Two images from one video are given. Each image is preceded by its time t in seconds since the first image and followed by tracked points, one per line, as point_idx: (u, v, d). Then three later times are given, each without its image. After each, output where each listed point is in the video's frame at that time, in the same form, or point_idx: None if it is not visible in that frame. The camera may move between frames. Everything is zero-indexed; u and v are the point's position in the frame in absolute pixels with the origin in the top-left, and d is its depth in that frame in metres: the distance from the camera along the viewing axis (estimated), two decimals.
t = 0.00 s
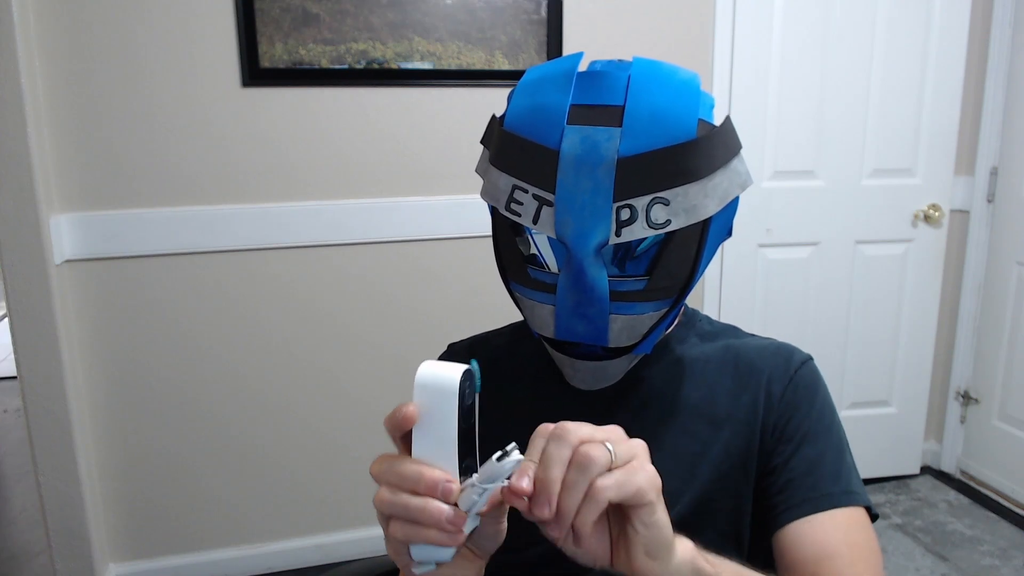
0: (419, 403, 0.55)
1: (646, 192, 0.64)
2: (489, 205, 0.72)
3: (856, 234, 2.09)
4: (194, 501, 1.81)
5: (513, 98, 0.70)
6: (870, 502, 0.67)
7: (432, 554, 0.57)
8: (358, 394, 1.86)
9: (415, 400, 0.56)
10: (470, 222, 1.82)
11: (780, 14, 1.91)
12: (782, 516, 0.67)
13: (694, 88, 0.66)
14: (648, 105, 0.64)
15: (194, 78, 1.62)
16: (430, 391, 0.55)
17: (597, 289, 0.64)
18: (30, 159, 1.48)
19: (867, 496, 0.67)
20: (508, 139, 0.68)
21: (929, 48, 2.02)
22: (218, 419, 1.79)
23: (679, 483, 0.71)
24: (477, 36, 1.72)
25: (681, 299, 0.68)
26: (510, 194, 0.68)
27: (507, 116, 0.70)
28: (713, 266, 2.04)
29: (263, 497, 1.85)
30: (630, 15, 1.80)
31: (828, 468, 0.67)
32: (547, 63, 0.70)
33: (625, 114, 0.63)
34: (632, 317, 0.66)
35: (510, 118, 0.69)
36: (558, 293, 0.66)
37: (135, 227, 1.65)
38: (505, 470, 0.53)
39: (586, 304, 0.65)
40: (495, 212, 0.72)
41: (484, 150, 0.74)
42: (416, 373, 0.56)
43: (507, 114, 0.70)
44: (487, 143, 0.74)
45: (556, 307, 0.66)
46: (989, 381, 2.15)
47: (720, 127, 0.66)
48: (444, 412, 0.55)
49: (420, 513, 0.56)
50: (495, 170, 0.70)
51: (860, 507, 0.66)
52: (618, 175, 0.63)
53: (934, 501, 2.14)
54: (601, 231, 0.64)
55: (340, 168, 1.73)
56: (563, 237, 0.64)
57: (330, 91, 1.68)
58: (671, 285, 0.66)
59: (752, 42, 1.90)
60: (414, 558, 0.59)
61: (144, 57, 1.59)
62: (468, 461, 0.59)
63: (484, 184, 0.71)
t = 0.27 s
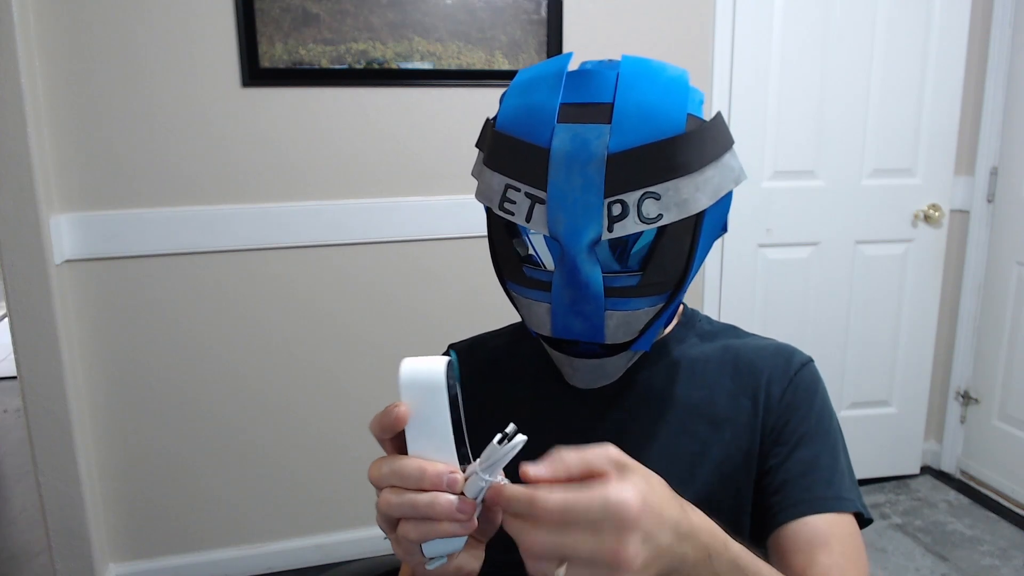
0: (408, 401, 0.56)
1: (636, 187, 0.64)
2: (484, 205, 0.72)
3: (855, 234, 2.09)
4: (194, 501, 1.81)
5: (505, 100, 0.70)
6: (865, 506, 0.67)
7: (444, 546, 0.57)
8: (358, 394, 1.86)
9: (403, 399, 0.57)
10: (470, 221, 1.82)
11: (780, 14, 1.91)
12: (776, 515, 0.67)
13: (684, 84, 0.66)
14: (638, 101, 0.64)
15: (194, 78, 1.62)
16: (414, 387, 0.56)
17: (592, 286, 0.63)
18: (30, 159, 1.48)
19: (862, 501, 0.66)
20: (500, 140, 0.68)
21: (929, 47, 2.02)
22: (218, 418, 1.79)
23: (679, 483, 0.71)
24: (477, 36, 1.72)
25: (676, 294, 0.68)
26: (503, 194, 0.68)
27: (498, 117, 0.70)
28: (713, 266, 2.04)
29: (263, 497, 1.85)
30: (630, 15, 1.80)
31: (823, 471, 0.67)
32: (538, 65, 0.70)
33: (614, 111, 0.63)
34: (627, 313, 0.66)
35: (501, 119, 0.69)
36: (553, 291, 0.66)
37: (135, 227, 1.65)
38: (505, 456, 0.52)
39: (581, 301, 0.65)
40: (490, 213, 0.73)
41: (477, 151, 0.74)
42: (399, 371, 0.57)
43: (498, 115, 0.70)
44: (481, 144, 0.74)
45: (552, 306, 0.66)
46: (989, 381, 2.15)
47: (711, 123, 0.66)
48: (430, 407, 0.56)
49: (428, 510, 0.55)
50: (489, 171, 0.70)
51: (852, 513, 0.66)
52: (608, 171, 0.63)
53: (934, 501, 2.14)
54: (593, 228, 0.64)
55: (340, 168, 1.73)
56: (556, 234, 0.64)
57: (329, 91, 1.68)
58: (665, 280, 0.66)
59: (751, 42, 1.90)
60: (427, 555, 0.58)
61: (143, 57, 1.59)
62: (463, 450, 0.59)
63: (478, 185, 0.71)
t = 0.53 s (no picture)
0: (413, 397, 0.56)
1: (640, 183, 0.63)
2: (486, 202, 0.72)
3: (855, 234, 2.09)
4: (193, 501, 1.81)
5: (508, 95, 0.70)
6: (865, 507, 0.66)
7: (443, 544, 0.57)
8: (359, 394, 1.86)
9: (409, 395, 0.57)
10: (470, 221, 1.82)
11: (780, 13, 1.91)
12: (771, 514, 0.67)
13: (687, 83, 0.66)
14: (641, 98, 0.64)
15: (193, 78, 1.62)
16: (424, 383, 0.56)
17: (594, 282, 0.64)
18: (30, 159, 1.48)
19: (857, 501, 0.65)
20: (503, 135, 0.68)
21: (929, 47, 2.02)
22: (218, 418, 1.79)
23: (678, 483, 0.71)
24: (477, 36, 1.72)
25: (678, 292, 0.67)
26: (506, 189, 0.68)
27: (501, 113, 0.70)
28: (713, 266, 2.04)
29: (263, 497, 1.85)
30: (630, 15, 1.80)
31: (819, 471, 0.66)
32: (542, 62, 0.70)
33: (618, 108, 0.63)
34: (628, 310, 0.66)
35: (504, 115, 0.69)
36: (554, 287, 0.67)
37: (135, 227, 1.64)
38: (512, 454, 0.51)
39: (583, 298, 0.65)
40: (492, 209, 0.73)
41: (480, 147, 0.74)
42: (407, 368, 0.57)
43: (502, 111, 0.70)
44: (483, 141, 0.74)
45: (553, 302, 0.67)
46: (988, 381, 2.15)
47: (714, 121, 0.66)
48: (439, 404, 0.56)
49: (427, 506, 0.55)
50: (491, 167, 0.70)
51: (850, 514, 0.65)
52: (611, 167, 0.63)
53: (934, 501, 2.14)
54: (595, 223, 0.64)
55: (340, 168, 1.73)
56: (558, 230, 0.65)
57: (329, 91, 1.68)
58: (667, 278, 0.66)
59: (751, 42, 1.90)
60: (424, 552, 0.58)
61: (143, 57, 1.59)
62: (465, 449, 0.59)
63: (480, 180, 0.71)
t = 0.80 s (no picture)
0: (411, 412, 0.55)
1: (642, 187, 0.64)
2: (486, 203, 0.72)
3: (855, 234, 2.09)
4: (193, 501, 1.81)
5: (509, 96, 0.70)
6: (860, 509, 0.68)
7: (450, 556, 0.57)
8: (359, 394, 1.86)
9: (406, 409, 0.56)
10: (470, 221, 1.82)
11: (780, 13, 1.91)
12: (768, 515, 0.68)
13: (690, 85, 0.66)
14: (644, 101, 0.64)
15: (193, 78, 1.62)
16: (420, 397, 0.55)
17: (594, 285, 0.63)
18: (30, 159, 1.48)
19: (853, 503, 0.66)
20: (504, 137, 0.68)
21: (929, 47, 2.02)
22: (218, 418, 1.79)
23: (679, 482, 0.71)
24: (477, 36, 1.72)
25: (679, 297, 0.67)
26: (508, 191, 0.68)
27: (502, 114, 0.70)
28: (713, 266, 2.04)
29: (263, 497, 1.85)
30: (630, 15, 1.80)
31: (818, 475, 0.67)
32: (544, 62, 0.70)
33: (620, 111, 0.63)
34: (629, 314, 0.66)
35: (506, 116, 0.69)
36: (553, 290, 0.66)
37: (135, 227, 1.64)
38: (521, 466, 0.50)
39: (583, 301, 0.64)
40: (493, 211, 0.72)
41: (481, 147, 0.74)
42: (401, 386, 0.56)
43: (503, 112, 0.70)
44: (484, 141, 0.73)
45: (552, 305, 0.66)
46: (988, 381, 2.15)
47: (717, 124, 0.66)
48: (441, 413, 0.55)
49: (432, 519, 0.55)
50: (492, 168, 0.70)
51: (845, 518, 0.66)
52: (613, 170, 0.63)
53: (934, 501, 2.14)
54: (597, 227, 0.64)
55: (340, 168, 1.73)
56: (558, 233, 0.64)
57: (329, 91, 1.68)
58: (668, 282, 0.66)
59: (751, 42, 1.90)
60: (431, 565, 0.58)
61: (143, 57, 1.59)
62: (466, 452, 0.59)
63: (481, 181, 0.71)
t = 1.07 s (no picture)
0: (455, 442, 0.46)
1: (681, 203, 0.59)
2: (504, 212, 0.66)
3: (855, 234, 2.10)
4: (193, 501, 1.81)
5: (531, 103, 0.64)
6: (857, 514, 0.68)
7: None
8: (358, 394, 1.86)
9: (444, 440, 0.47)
10: (470, 221, 1.82)
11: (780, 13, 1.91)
12: (763, 518, 0.68)
13: (717, 95, 0.62)
14: (676, 114, 0.59)
15: (193, 78, 1.62)
16: (464, 428, 0.46)
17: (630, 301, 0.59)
18: (30, 159, 1.48)
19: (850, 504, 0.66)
20: (529, 148, 0.62)
21: (929, 46, 2.02)
22: (218, 419, 1.79)
23: (678, 484, 0.70)
24: (477, 36, 1.72)
25: (701, 309, 0.66)
26: (537, 207, 0.61)
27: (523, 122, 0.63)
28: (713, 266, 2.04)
29: (263, 497, 1.85)
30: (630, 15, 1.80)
31: (814, 479, 0.68)
32: (562, 67, 0.64)
33: (654, 123, 0.58)
34: (660, 328, 0.63)
35: (530, 124, 0.62)
36: (584, 304, 0.62)
37: (135, 227, 1.64)
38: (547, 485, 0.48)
39: (617, 317, 0.61)
40: (512, 219, 0.66)
41: (493, 153, 0.67)
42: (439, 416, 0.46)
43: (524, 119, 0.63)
44: (496, 146, 0.67)
45: (582, 319, 0.62)
46: (988, 381, 2.15)
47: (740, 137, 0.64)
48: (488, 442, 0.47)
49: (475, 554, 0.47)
50: (515, 179, 0.63)
51: (841, 522, 0.66)
52: (654, 185, 0.58)
53: (934, 501, 2.14)
54: (637, 240, 0.57)
55: (340, 168, 1.73)
56: (598, 250, 0.57)
57: (329, 91, 1.68)
58: (695, 296, 0.64)
59: (751, 41, 1.90)
60: None
61: (143, 57, 1.59)
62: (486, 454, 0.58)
63: (500, 192, 0.65)
